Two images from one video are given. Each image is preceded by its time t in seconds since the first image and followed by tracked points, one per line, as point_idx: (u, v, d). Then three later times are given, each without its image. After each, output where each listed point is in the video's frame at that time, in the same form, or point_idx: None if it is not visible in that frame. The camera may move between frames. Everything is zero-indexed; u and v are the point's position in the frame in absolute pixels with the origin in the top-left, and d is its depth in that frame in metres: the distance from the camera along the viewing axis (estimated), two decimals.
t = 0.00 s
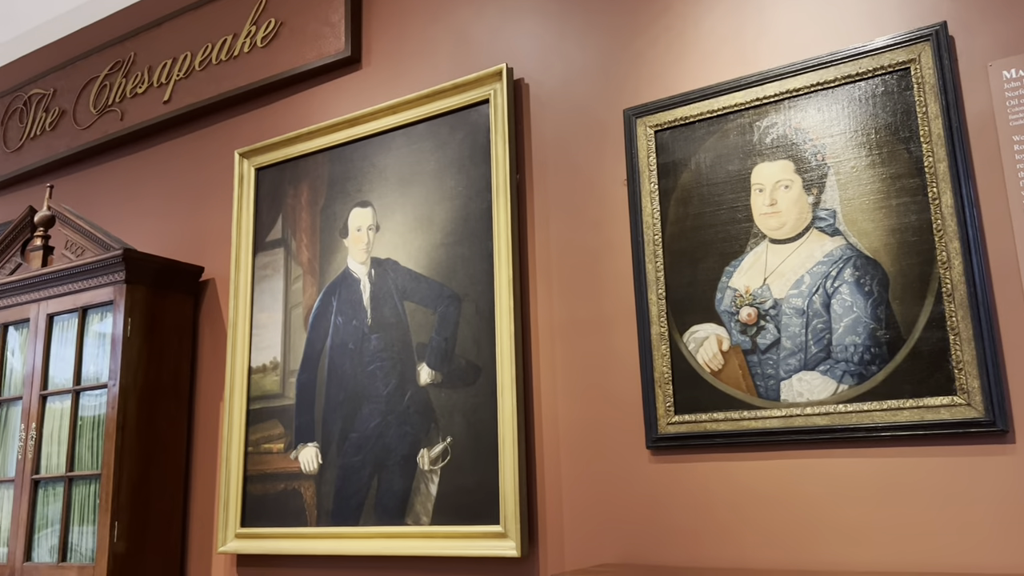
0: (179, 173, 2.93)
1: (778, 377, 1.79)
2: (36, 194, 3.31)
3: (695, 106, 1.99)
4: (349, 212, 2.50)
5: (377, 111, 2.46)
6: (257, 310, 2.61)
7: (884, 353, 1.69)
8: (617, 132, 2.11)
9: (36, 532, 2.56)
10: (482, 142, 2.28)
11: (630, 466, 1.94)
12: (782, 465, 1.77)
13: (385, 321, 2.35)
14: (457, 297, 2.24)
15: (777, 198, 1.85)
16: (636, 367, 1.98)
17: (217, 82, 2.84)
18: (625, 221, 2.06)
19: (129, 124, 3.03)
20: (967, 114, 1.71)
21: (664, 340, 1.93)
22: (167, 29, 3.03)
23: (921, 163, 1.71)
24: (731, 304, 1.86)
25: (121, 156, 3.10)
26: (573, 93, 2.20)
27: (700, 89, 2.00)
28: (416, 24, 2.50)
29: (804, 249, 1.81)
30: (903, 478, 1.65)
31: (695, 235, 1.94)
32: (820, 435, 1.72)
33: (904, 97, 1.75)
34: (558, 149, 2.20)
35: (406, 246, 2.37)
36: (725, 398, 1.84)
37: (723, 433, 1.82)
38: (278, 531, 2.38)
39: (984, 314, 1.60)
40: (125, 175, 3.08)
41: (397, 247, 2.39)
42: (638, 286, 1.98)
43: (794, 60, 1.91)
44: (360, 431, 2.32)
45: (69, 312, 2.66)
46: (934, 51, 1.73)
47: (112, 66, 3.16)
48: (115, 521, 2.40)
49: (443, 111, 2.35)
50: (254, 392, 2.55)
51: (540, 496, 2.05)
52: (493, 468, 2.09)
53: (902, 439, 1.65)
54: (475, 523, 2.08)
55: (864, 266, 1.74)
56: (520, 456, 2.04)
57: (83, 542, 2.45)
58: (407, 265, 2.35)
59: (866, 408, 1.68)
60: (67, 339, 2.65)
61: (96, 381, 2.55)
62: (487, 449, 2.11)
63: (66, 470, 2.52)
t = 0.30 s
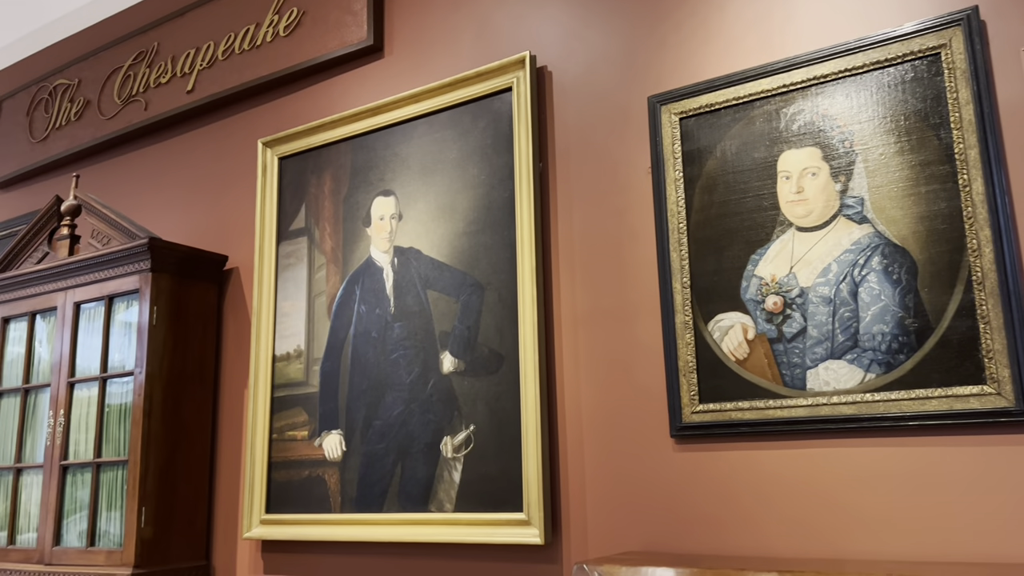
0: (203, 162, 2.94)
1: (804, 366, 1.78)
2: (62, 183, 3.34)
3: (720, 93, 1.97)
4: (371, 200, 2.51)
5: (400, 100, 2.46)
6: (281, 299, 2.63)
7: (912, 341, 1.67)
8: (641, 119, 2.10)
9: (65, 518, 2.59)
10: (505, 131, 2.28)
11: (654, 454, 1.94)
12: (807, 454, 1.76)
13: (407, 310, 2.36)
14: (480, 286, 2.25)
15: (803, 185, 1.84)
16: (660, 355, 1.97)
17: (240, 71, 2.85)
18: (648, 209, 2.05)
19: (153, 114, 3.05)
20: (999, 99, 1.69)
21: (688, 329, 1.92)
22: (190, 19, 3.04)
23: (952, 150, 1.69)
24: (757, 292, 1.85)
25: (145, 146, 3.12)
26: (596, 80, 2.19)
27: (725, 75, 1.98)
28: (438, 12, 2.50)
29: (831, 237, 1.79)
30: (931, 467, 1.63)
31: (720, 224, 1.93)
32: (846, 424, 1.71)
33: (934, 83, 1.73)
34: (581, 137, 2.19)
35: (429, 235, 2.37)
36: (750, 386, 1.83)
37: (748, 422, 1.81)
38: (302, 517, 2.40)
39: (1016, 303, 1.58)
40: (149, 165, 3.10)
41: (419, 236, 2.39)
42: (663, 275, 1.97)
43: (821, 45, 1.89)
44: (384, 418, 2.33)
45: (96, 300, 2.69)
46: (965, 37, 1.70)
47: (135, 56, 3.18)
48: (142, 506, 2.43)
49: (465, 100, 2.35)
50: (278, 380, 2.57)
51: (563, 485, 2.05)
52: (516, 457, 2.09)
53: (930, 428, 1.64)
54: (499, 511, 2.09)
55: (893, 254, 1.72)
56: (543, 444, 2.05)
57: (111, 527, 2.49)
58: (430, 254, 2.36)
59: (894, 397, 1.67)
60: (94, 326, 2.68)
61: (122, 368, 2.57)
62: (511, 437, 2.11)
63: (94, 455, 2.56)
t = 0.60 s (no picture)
0: (224, 149, 2.95)
1: (831, 352, 1.76)
2: (84, 171, 3.36)
3: (746, 75, 1.95)
4: (392, 186, 2.50)
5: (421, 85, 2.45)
6: (302, 285, 2.64)
7: (942, 327, 1.65)
8: (665, 102, 2.07)
9: (91, 502, 2.62)
10: (526, 115, 2.26)
11: (677, 440, 1.92)
12: (834, 440, 1.74)
13: (428, 296, 2.35)
14: (501, 271, 2.24)
15: (831, 168, 1.81)
16: (683, 341, 1.95)
17: (260, 58, 2.85)
18: (672, 194, 2.03)
19: (174, 100, 3.06)
20: None
21: (712, 314, 1.90)
22: (211, 6, 3.05)
23: (984, 131, 1.66)
24: (783, 277, 1.83)
25: (166, 133, 3.13)
26: (619, 63, 2.17)
27: (751, 57, 1.95)
28: None
29: (859, 220, 1.77)
30: (961, 453, 1.61)
31: (745, 208, 1.90)
32: (874, 410, 1.69)
33: (966, 63, 1.70)
34: (603, 122, 2.17)
35: (450, 220, 2.36)
36: (775, 372, 1.81)
37: (774, 408, 1.79)
38: (325, 502, 2.41)
39: None
40: (171, 152, 3.11)
41: (440, 222, 2.38)
42: (686, 260, 1.95)
43: (849, 26, 1.85)
44: (405, 404, 2.34)
45: (119, 287, 2.71)
46: (999, 16, 1.67)
47: (156, 43, 3.19)
48: (166, 490, 2.45)
49: (486, 84, 2.34)
50: (300, 365, 2.58)
51: (585, 471, 2.05)
52: (538, 442, 2.09)
53: (960, 415, 1.62)
54: (521, 496, 2.09)
55: (922, 238, 1.69)
56: (565, 430, 2.04)
57: (136, 511, 2.51)
58: (451, 240, 2.35)
59: (922, 382, 1.65)
60: (117, 312, 2.70)
61: (146, 354, 2.59)
62: (533, 423, 2.11)
63: (119, 440, 2.58)
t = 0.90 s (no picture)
0: (243, 132, 2.94)
1: (860, 333, 1.72)
2: (103, 155, 3.36)
3: (772, 51, 1.91)
4: (411, 168, 2.48)
5: (441, 65, 2.42)
6: (322, 268, 2.62)
7: (974, 307, 1.61)
8: (689, 80, 2.04)
9: (113, 485, 2.63)
10: (547, 95, 2.23)
11: (701, 423, 1.90)
12: (862, 423, 1.71)
13: (448, 279, 2.34)
14: (522, 254, 2.22)
15: (860, 146, 1.77)
16: (708, 322, 1.93)
17: (279, 40, 2.84)
18: (696, 173, 1.99)
19: (192, 84, 3.05)
20: None
21: (738, 295, 1.87)
22: None
23: (1019, 105, 1.61)
24: (811, 257, 1.80)
25: (185, 116, 3.13)
26: (642, 40, 2.13)
27: (778, 33, 1.91)
28: None
29: (889, 199, 1.73)
30: (993, 436, 1.58)
31: (772, 187, 1.87)
32: (903, 392, 1.66)
33: (1000, 36, 1.65)
34: (626, 101, 2.13)
35: (469, 202, 2.34)
36: (802, 354, 1.78)
37: (800, 390, 1.76)
38: (345, 484, 2.41)
39: None
40: (189, 135, 3.10)
41: (460, 204, 2.36)
42: (711, 240, 1.92)
43: None
44: (426, 386, 2.33)
45: (139, 271, 2.71)
46: None
47: (174, 26, 3.18)
48: (187, 474, 2.46)
49: (506, 64, 2.31)
50: (320, 348, 2.57)
51: (607, 453, 2.03)
52: (560, 425, 2.07)
53: (993, 397, 1.58)
54: (542, 479, 2.07)
55: (954, 216, 1.66)
56: (586, 413, 2.02)
57: (158, 494, 2.52)
58: (471, 222, 2.33)
59: (954, 363, 1.61)
60: (137, 296, 2.70)
61: (166, 338, 2.59)
62: (555, 406, 2.09)
63: (140, 423, 2.58)
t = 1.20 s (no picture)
0: (265, 110, 2.91)
1: (901, 309, 1.68)
2: (125, 135, 3.35)
3: (810, 21, 1.85)
4: (436, 145, 2.45)
5: (466, 39, 2.38)
6: (345, 247, 2.60)
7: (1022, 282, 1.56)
8: (722, 52, 1.99)
9: (138, 465, 2.62)
10: (575, 69, 2.19)
11: (735, 401, 1.86)
12: (902, 402, 1.66)
13: (474, 257, 2.30)
14: (549, 231, 2.18)
15: (902, 117, 1.72)
16: (743, 299, 1.88)
17: (300, 16, 2.81)
18: (730, 147, 1.95)
19: (213, 62, 3.03)
20: None
21: (773, 272, 1.83)
22: None
23: None
24: (850, 232, 1.75)
25: (206, 95, 3.10)
26: (673, 11, 2.08)
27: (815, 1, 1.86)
28: None
29: (932, 171, 1.68)
30: None
31: (808, 160, 1.82)
32: (947, 369, 1.61)
33: None
34: (656, 74, 2.09)
35: (495, 179, 2.31)
36: (841, 331, 1.74)
37: (838, 368, 1.72)
38: (370, 464, 2.39)
39: None
40: (210, 115, 3.08)
41: (485, 181, 2.33)
42: (746, 215, 1.88)
43: None
44: (451, 365, 2.30)
45: (162, 251, 2.69)
46: None
47: (194, 4, 3.15)
48: (213, 453, 2.45)
49: (533, 37, 2.26)
50: (345, 328, 2.55)
51: (638, 433, 1.99)
52: (589, 404, 2.04)
53: None
54: (570, 459, 2.04)
55: (1001, 188, 1.60)
56: (616, 392, 1.99)
57: (183, 474, 2.51)
58: (497, 199, 2.29)
59: (1000, 340, 1.57)
60: (161, 276, 2.69)
61: (189, 318, 2.58)
62: (583, 386, 2.06)
63: (164, 403, 2.58)
